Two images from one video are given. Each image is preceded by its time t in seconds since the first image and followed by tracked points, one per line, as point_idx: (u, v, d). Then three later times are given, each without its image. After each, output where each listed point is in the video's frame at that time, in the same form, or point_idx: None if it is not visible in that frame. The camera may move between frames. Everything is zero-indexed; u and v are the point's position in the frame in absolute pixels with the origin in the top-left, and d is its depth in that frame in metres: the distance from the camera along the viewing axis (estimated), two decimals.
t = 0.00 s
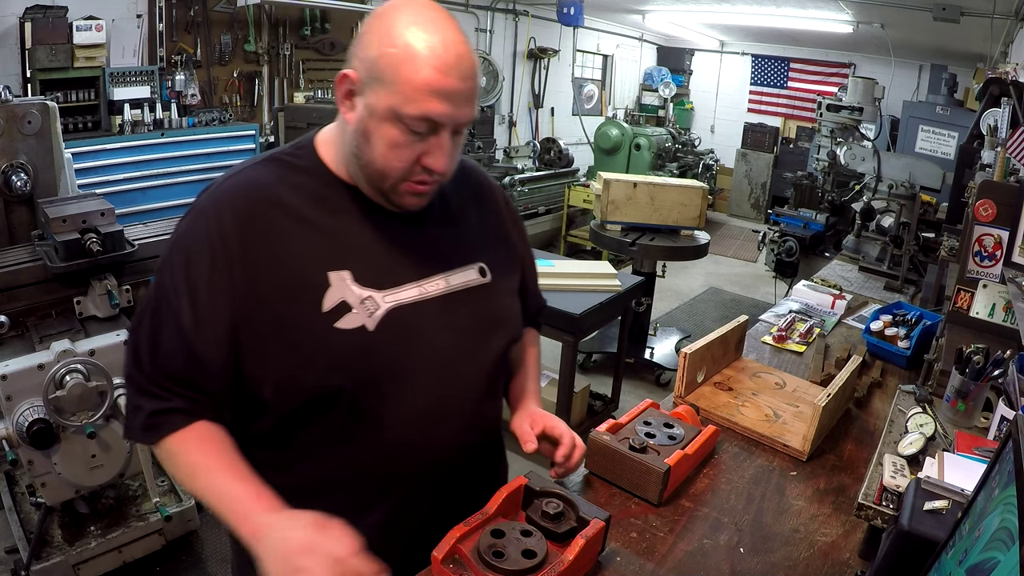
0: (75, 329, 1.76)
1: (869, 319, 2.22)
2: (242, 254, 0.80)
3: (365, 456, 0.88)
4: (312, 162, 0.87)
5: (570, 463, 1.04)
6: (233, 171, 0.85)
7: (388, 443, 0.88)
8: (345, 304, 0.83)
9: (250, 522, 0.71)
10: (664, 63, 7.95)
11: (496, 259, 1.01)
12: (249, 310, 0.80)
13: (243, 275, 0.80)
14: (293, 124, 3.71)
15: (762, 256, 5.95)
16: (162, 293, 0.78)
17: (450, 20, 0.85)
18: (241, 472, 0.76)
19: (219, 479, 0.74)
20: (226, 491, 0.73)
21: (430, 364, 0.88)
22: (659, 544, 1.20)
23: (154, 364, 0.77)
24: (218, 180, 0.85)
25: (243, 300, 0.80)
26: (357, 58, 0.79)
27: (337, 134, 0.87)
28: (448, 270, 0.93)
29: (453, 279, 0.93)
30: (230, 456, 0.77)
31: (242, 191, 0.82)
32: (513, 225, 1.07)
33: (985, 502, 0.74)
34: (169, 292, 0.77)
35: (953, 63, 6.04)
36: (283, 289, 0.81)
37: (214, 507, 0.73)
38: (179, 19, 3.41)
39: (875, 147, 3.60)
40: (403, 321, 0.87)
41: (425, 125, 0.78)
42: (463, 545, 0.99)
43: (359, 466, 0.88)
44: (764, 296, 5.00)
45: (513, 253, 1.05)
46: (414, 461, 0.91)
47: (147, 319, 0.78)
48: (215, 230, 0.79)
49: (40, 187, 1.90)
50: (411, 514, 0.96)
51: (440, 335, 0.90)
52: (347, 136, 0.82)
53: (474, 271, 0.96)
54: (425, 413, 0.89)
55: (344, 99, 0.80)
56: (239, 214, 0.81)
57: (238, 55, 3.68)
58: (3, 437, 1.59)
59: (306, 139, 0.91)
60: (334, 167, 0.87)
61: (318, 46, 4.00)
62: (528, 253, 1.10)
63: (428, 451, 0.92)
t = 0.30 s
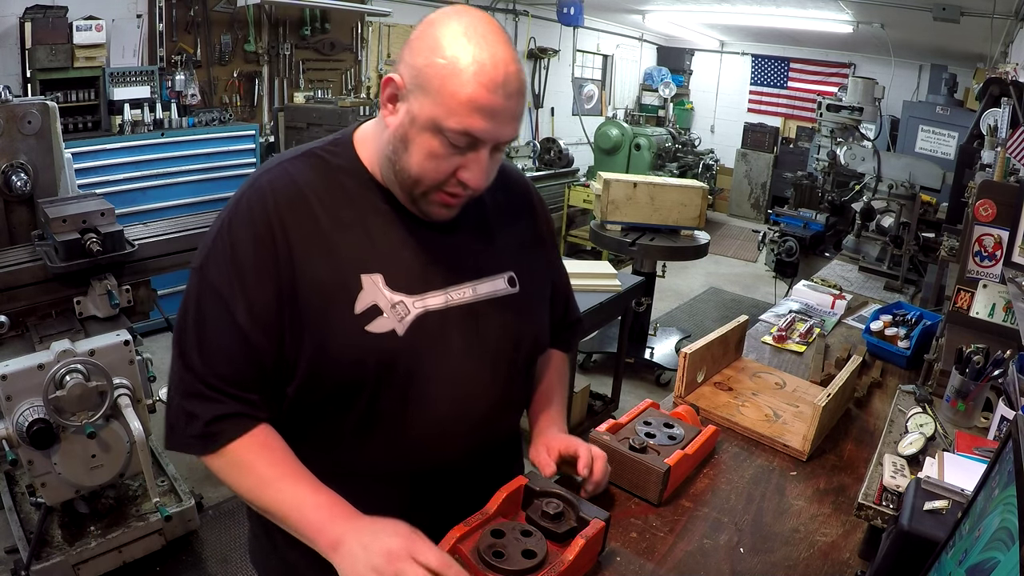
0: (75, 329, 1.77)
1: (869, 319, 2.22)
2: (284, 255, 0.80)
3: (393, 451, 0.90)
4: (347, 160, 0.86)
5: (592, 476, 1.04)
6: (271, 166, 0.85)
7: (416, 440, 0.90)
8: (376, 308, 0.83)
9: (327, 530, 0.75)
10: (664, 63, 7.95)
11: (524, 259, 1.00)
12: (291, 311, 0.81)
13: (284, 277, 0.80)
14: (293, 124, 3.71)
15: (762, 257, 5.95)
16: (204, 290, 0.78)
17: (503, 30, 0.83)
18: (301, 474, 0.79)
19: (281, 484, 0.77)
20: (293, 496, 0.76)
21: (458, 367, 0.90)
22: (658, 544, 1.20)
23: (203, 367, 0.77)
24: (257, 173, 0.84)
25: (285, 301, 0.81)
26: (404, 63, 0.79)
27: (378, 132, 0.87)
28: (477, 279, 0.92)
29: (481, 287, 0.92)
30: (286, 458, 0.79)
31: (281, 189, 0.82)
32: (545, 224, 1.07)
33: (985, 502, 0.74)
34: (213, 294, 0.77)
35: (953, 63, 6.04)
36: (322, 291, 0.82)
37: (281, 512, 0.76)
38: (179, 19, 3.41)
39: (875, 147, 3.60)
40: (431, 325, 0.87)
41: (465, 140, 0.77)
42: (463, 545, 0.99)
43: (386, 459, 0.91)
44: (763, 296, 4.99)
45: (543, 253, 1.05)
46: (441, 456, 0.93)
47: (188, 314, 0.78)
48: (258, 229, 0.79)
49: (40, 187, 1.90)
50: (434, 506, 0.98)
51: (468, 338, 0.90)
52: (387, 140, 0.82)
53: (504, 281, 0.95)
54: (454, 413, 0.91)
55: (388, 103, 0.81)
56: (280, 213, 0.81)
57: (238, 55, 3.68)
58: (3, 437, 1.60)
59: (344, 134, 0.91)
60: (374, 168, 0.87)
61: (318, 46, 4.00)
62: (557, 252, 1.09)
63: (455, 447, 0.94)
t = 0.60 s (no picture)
0: (75, 329, 1.77)
1: (869, 319, 2.22)
2: (303, 280, 0.82)
3: (397, 459, 0.93)
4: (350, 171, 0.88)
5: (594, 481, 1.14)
6: (277, 183, 0.85)
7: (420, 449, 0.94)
8: (391, 333, 0.86)
9: None
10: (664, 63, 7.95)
11: (524, 264, 1.03)
12: (310, 334, 0.83)
13: (304, 302, 0.82)
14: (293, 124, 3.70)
15: (763, 256, 5.95)
16: (223, 317, 0.78)
17: (520, 45, 0.83)
18: (341, 518, 0.81)
19: (325, 524, 0.79)
20: (340, 540, 0.78)
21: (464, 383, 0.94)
22: (658, 544, 1.20)
23: (230, 398, 0.77)
24: (265, 189, 0.84)
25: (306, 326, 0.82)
26: (417, 81, 0.79)
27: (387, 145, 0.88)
28: (482, 296, 0.96)
29: (487, 305, 0.96)
30: (325, 500, 0.81)
31: (295, 211, 0.83)
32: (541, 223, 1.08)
33: (985, 502, 0.74)
34: (238, 324, 0.77)
35: (953, 63, 6.04)
36: (340, 314, 0.84)
37: (320, 555, 0.78)
38: (179, 19, 3.41)
39: (875, 147, 3.60)
40: (440, 345, 0.91)
41: (479, 165, 0.78)
42: (463, 545, 0.99)
43: (388, 465, 0.94)
44: (764, 296, 4.99)
45: (543, 256, 1.07)
46: (444, 464, 0.97)
47: (206, 339, 0.78)
48: (277, 255, 0.80)
49: (40, 187, 1.90)
50: (437, 512, 1.02)
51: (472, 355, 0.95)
52: (398, 159, 0.83)
53: (510, 297, 0.99)
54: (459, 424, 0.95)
55: (400, 121, 0.81)
56: (296, 238, 0.82)
57: (238, 55, 3.68)
58: (3, 437, 1.60)
59: (350, 143, 0.92)
60: (382, 184, 0.88)
61: (318, 46, 4.00)
62: (558, 252, 1.11)
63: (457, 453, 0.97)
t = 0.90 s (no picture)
0: (75, 329, 1.77)
1: (869, 319, 2.22)
2: (297, 297, 0.82)
3: (388, 471, 0.94)
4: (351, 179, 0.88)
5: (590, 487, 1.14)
6: (272, 195, 0.84)
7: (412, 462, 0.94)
8: (392, 349, 0.87)
9: (389, 546, 0.74)
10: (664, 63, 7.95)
11: (518, 269, 1.04)
12: (303, 351, 0.83)
13: (297, 319, 0.82)
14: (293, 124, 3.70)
15: (763, 256, 5.95)
16: (219, 335, 0.77)
17: (524, 58, 0.83)
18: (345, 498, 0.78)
19: (330, 505, 0.77)
20: (347, 517, 0.76)
21: (461, 396, 0.95)
22: (659, 544, 1.20)
23: (219, 415, 0.77)
24: (260, 203, 0.83)
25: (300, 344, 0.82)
26: (420, 94, 0.79)
27: (384, 154, 0.87)
28: (481, 305, 0.97)
29: (485, 314, 0.97)
30: (323, 482, 0.79)
31: (291, 228, 0.83)
32: (535, 227, 1.09)
33: (985, 502, 0.74)
34: (230, 342, 0.77)
35: (953, 63, 6.03)
36: (336, 331, 0.85)
37: (332, 537, 0.75)
38: (179, 19, 3.41)
39: (875, 147, 3.59)
40: (437, 359, 0.92)
41: (483, 180, 0.79)
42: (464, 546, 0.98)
43: (378, 476, 0.93)
44: (764, 295, 4.99)
45: (535, 262, 1.08)
46: (436, 477, 0.97)
47: (200, 359, 0.77)
48: (272, 272, 0.80)
49: (40, 187, 1.90)
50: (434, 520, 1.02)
51: (470, 368, 0.96)
52: (397, 172, 0.83)
53: (507, 302, 1.00)
54: (453, 438, 0.96)
55: (400, 133, 0.81)
56: (294, 254, 0.82)
57: (238, 55, 3.68)
58: (3, 437, 1.60)
59: (345, 148, 0.92)
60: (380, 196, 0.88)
61: (318, 46, 4.00)
62: (550, 256, 1.12)
63: (449, 466, 0.98)
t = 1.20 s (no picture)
0: (75, 329, 1.77)
1: (869, 319, 2.22)
2: (307, 291, 0.81)
3: (384, 464, 0.93)
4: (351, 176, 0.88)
5: (591, 489, 1.14)
6: (278, 191, 0.84)
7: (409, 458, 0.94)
8: (399, 346, 0.87)
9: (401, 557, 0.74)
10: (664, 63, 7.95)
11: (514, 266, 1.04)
12: (310, 345, 0.82)
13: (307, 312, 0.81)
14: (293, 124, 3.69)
15: (763, 256, 5.95)
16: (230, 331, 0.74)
17: (524, 57, 0.83)
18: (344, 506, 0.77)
19: (332, 514, 0.75)
20: (355, 529, 0.75)
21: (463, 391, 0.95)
22: (658, 544, 1.20)
23: (226, 409, 0.73)
24: (266, 198, 0.83)
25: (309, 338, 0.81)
26: (420, 93, 0.79)
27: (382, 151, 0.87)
28: (482, 302, 0.97)
29: (487, 311, 0.97)
30: (319, 491, 0.77)
31: (302, 223, 0.82)
32: (527, 226, 1.09)
33: (985, 502, 0.74)
34: (240, 332, 0.74)
35: (953, 63, 6.03)
36: (344, 326, 0.84)
37: (338, 549, 0.74)
38: (179, 19, 3.41)
39: (875, 147, 3.59)
40: (441, 356, 0.92)
41: (485, 179, 0.79)
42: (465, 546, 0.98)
43: (370, 466, 0.93)
44: (764, 296, 4.99)
45: (530, 261, 1.09)
46: (432, 471, 0.97)
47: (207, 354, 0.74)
48: (283, 264, 0.79)
49: (40, 187, 1.90)
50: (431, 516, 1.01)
51: (471, 365, 0.96)
52: (397, 170, 0.83)
53: (506, 298, 1.01)
54: (453, 433, 0.96)
55: (399, 132, 0.81)
56: (304, 249, 0.81)
57: (238, 55, 3.68)
58: (3, 437, 1.60)
59: (343, 145, 0.92)
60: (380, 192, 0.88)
61: (318, 46, 4.00)
62: (542, 254, 1.13)
63: (447, 462, 0.97)
